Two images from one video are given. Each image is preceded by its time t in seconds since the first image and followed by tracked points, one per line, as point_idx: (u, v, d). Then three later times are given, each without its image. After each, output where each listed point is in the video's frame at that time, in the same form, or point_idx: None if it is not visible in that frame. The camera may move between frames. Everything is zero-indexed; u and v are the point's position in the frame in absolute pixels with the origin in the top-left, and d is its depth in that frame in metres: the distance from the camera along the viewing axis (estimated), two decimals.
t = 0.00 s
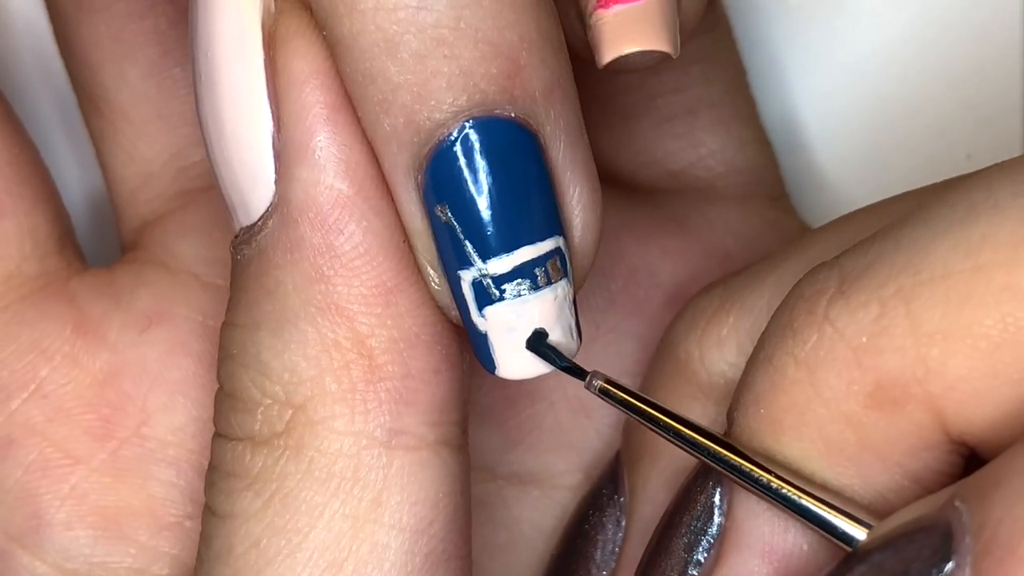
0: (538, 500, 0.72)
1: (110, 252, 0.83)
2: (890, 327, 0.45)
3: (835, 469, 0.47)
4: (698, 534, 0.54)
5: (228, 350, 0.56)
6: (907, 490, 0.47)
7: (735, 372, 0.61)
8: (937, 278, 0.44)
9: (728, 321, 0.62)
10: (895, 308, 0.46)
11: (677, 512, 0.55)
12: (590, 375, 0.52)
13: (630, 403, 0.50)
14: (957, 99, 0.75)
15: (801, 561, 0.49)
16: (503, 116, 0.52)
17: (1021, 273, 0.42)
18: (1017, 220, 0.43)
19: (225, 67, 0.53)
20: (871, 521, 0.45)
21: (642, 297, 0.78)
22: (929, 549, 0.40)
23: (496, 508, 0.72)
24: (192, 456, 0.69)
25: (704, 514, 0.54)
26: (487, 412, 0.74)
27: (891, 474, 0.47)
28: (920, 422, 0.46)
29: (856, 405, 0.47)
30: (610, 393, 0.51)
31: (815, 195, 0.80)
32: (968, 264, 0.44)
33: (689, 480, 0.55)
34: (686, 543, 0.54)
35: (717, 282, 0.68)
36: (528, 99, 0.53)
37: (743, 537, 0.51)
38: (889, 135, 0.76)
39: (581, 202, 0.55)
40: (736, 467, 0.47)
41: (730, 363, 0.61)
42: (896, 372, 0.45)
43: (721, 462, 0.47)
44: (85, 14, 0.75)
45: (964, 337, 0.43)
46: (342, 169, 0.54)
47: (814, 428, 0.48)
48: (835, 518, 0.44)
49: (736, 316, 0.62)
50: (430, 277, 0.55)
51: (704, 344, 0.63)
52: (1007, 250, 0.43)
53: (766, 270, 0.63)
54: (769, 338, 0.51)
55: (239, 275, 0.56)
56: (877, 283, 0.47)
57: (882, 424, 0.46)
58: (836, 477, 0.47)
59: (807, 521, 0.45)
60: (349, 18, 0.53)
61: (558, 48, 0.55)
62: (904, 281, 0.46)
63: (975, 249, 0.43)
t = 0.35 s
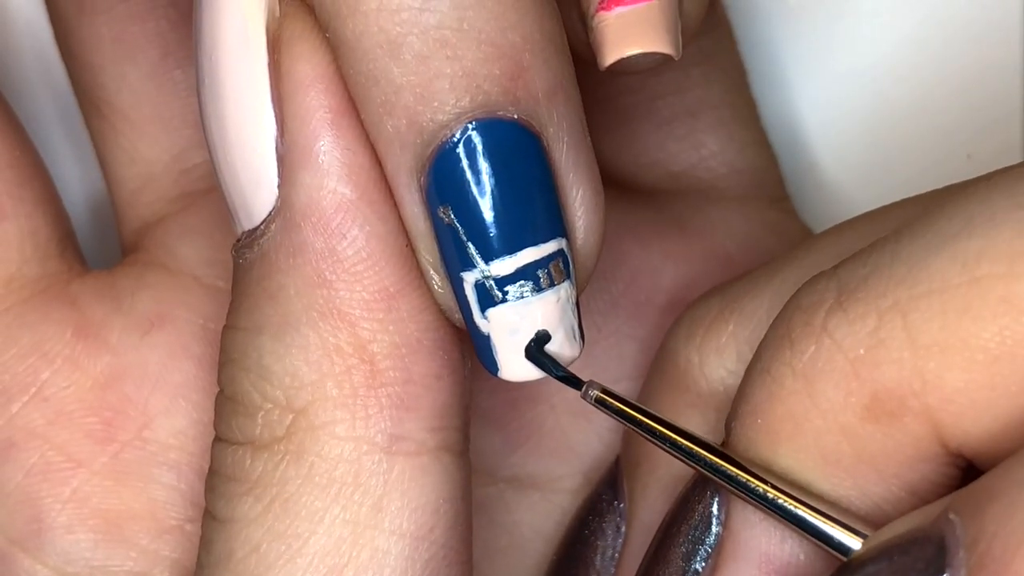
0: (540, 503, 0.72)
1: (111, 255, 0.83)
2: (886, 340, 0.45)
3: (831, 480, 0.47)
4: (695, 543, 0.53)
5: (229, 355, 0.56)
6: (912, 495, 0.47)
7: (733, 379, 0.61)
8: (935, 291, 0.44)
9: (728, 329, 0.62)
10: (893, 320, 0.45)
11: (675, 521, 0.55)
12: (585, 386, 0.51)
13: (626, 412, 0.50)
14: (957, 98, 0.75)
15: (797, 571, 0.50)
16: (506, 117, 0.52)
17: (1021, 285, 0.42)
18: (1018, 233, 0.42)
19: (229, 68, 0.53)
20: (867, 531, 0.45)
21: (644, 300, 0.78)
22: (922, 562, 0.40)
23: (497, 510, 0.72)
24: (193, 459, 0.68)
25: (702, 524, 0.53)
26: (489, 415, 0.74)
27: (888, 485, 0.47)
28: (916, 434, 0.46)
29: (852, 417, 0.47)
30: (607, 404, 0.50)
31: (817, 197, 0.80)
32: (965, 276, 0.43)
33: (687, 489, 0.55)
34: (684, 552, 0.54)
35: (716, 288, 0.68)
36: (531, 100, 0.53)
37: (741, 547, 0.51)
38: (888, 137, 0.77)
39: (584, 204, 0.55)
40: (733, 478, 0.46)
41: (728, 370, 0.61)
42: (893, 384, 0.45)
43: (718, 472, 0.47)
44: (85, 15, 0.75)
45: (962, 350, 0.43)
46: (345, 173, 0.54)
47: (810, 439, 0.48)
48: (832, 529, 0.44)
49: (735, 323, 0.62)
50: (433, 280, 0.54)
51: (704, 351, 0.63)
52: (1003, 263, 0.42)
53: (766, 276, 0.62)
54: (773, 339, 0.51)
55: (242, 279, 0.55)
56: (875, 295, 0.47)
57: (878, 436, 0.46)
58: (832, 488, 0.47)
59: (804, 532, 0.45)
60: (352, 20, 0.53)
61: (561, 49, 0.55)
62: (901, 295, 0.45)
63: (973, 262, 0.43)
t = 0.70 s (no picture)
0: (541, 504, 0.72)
1: (111, 255, 0.83)
2: (902, 335, 0.45)
3: (843, 474, 0.47)
4: (704, 537, 0.53)
5: (229, 356, 0.56)
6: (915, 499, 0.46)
7: (742, 375, 0.61)
8: (949, 286, 0.44)
9: (736, 325, 0.62)
10: (907, 316, 0.45)
11: (684, 515, 0.54)
12: (599, 374, 0.51)
13: (640, 404, 0.50)
14: (958, 101, 0.75)
15: (808, 566, 0.49)
16: (509, 119, 0.52)
17: None
18: None
19: (232, 70, 0.53)
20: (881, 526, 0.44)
21: (648, 300, 0.78)
22: (935, 555, 0.40)
23: (498, 511, 0.72)
24: (194, 461, 0.68)
25: (711, 518, 0.53)
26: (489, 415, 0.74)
27: (899, 480, 0.46)
28: (931, 430, 0.45)
29: (866, 411, 0.46)
30: (620, 394, 0.51)
31: (820, 200, 0.78)
32: (981, 273, 0.43)
33: (697, 482, 0.55)
34: (693, 545, 0.54)
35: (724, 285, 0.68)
36: (534, 102, 0.53)
37: (750, 540, 0.51)
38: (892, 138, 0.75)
39: (586, 206, 0.55)
40: (745, 470, 0.46)
41: (738, 366, 0.61)
42: (906, 379, 0.45)
43: (730, 464, 0.46)
44: (86, 14, 0.75)
45: (976, 346, 0.43)
46: (347, 175, 0.54)
47: (823, 433, 0.47)
48: (846, 523, 0.44)
49: (743, 322, 0.62)
50: (434, 282, 0.54)
51: (713, 346, 0.63)
52: (1018, 261, 0.42)
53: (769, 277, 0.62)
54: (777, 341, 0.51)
55: (242, 280, 0.55)
56: (889, 291, 0.47)
57: (892, 431, 0.46)
58: (844, 482, 0.47)
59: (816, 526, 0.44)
60: (356, 21, 0.53)
61: (565, 51, 0.55)
62: (915, 290, 0.45)
63: (988, 258, 0.43)
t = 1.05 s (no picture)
0: (544, 506, 0.72)
1: (112, 257, 0.83)
2: (891, 358, 0.45)
3: (833, 495, 0.47)
4: (698, 556, 0.54)
5: (231, 359, 0.56)
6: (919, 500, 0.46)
7: (738, 389, 0.61)
8: (939, 309, 0.44)
9: (733, 337, 0.62)
10: (897, 338, 0.45)
11: (678, 534, 0.55)
12: (588, 398, 0.51)
13: (628, 426, 0.50)
14: (958, 100, 0.75)
15: None
16: (512, 122, 0.52)
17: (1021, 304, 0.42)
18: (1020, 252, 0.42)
19: (235, 73, 0.53)
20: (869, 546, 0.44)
21: (647, 304, 0.77)
22: None
23: (501, 514, 0.72)
24: (196, 463, 0.68)
25: (705, 537, 0.54)
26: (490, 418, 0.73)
27: (889, 502, 0.47)
28: (920, 453, 0.45)
29: (856, 434, 0.46)
30: (608, 416, 0.50)
31: (824, 201, 0.80)
32: (969, 296, 0.43)
33: (690, 503, 0.55)
34: (688, 564, 0.54)
35: (719, 296, 0.68)
36: (537, 104, 0.53)
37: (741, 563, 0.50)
38: (893, 141, 0.77)
39: (589, 208, 0.55)
40: (734, 491, 0.46)
41: (734, 380, 0.61)
42: (895, 402, 0.45)
43: (718, 484, 0.47)
44: (87, 16, 0.74)
45: (964, 368, 0.43)
46: (350, 177, 0.54)
47: (813, 454, 0.47)
48: (835, 544, 0.43)
49: (740, 331, 0.62)
50: (437, 285, 0.54)
51: (709, 362, 0.63)
52: (1006, 282, 0.43)
53: (773, 283, 0.62)
54: (782, 346, 0.50)
55: (244, 283, 0.55)
56: (880, 312, 0.46)
57: (881, 453, 0.46)
58: (833, 503, 0.47)
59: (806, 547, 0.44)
60: (358, 23, 0.52)
61: (567, 52, 0.55)
62: (906, 312, 0.45)
63: (977, 281, 0.43)
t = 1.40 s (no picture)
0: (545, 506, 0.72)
1: (111, 258, 0.83)
2: (898, 354, 0.45)
3: (838, 493, 0.47)
4: (703, 552, 0.54)
5: (229, 359, 0.55)
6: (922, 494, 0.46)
7: (743, 386, 0.61)
8: (947, 306, 0.44)
9: (739, 334, 0.62)
10: (904, 334, 0.45)
11: (683, 531, 0.55)
12: (593, 394, 0.51)
13: (633, 422, 0.50)
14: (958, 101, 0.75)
15: None
16: (514, 121, 0.52)
17: None
18: None
19: (235, 72, 0.52)
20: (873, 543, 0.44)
21: (648, 301, 0.77)
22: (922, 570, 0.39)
23: (502, 514, 0.72)
24: (196, 464, 0.68)
25: (710, 535, 0.54)
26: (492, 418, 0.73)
27: (895, 499, 0.46)
28: (927, 450, 0.45)
29: (863, 432, 0.46)
30: (616, 413, 0.50)
31: (826, 202, 0.79)
32: (976, 293, 0.43)
33: (695, 500, 0.56)
34: (693, 561, 0.54)
35: (723, 295, 0.68)
36: (538, 104, 0.53)
37: (746, 558, 0.51)
38: (895, 140, 0.76)
39: (590, 207, 0.55)
40: (738, 487, 0.46)
41: (740, 377, 0.61)
42: (903, 399, 0.45)
43: (723, 482, 0.47)
44: (86, 17, 0.74)
45: (973, 366, 0.43)
46: (350, 178, 0.54)
47: (819, 451, 0.47)
48: (838, 540, 0.44)
49: (747, 329, 0.62)
50: (438, 285, 0.54)
51: (715, 360, 0.63)
52: (1016, 281, 0.42)
53: (779, 282, 0.62)
54: (788, 342, 0.51)
55: (243, 283, 0.55)
56: (887, 309, 0.46)
57: (887, 450, 0.46)
58: (839, 500, 0.47)
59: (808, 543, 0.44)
60: (360, 23, 0.52)
61: (568, 51, 0.55)
62: (913, 310, 0.45)
63: (985, 279, 0.43)
